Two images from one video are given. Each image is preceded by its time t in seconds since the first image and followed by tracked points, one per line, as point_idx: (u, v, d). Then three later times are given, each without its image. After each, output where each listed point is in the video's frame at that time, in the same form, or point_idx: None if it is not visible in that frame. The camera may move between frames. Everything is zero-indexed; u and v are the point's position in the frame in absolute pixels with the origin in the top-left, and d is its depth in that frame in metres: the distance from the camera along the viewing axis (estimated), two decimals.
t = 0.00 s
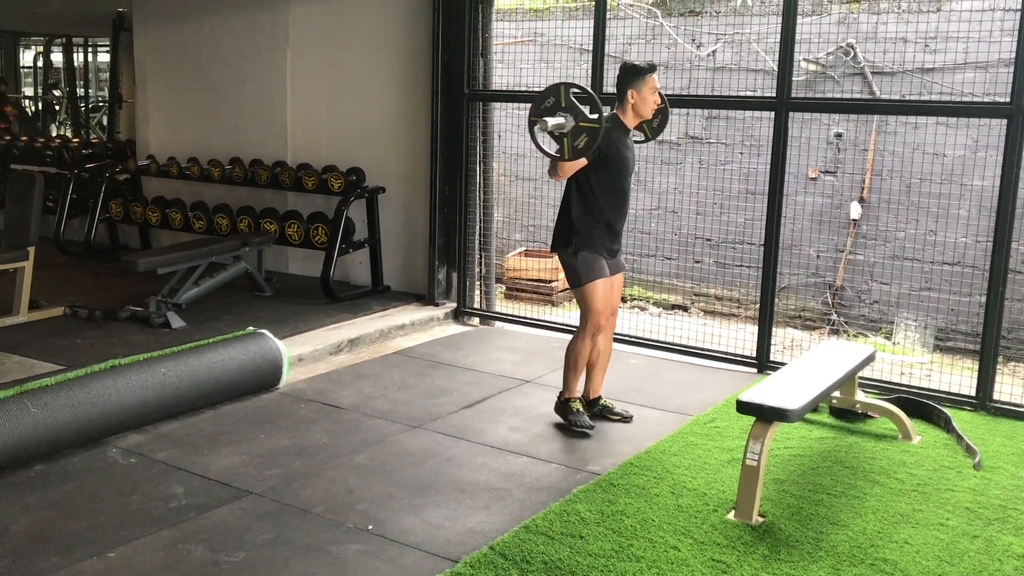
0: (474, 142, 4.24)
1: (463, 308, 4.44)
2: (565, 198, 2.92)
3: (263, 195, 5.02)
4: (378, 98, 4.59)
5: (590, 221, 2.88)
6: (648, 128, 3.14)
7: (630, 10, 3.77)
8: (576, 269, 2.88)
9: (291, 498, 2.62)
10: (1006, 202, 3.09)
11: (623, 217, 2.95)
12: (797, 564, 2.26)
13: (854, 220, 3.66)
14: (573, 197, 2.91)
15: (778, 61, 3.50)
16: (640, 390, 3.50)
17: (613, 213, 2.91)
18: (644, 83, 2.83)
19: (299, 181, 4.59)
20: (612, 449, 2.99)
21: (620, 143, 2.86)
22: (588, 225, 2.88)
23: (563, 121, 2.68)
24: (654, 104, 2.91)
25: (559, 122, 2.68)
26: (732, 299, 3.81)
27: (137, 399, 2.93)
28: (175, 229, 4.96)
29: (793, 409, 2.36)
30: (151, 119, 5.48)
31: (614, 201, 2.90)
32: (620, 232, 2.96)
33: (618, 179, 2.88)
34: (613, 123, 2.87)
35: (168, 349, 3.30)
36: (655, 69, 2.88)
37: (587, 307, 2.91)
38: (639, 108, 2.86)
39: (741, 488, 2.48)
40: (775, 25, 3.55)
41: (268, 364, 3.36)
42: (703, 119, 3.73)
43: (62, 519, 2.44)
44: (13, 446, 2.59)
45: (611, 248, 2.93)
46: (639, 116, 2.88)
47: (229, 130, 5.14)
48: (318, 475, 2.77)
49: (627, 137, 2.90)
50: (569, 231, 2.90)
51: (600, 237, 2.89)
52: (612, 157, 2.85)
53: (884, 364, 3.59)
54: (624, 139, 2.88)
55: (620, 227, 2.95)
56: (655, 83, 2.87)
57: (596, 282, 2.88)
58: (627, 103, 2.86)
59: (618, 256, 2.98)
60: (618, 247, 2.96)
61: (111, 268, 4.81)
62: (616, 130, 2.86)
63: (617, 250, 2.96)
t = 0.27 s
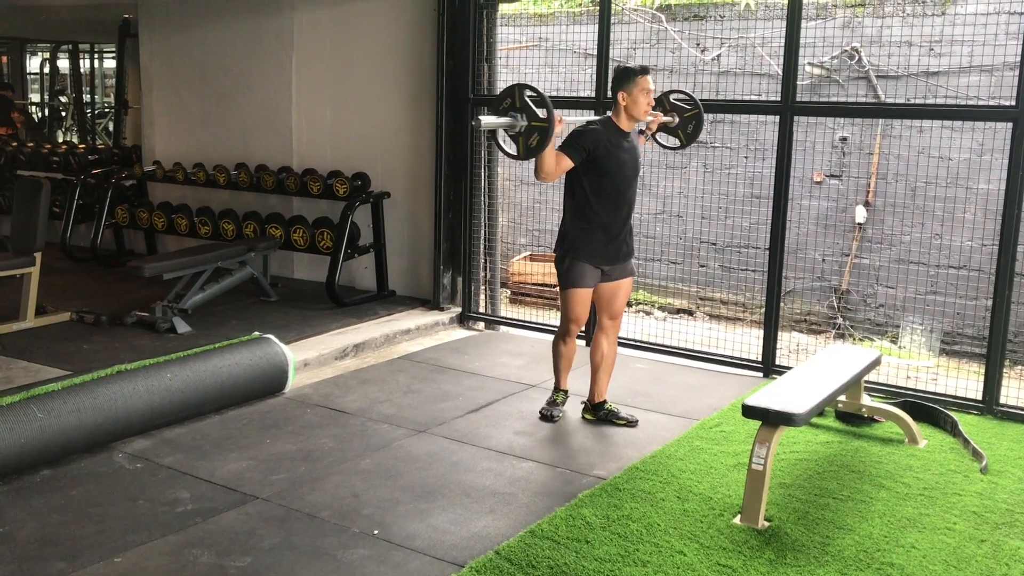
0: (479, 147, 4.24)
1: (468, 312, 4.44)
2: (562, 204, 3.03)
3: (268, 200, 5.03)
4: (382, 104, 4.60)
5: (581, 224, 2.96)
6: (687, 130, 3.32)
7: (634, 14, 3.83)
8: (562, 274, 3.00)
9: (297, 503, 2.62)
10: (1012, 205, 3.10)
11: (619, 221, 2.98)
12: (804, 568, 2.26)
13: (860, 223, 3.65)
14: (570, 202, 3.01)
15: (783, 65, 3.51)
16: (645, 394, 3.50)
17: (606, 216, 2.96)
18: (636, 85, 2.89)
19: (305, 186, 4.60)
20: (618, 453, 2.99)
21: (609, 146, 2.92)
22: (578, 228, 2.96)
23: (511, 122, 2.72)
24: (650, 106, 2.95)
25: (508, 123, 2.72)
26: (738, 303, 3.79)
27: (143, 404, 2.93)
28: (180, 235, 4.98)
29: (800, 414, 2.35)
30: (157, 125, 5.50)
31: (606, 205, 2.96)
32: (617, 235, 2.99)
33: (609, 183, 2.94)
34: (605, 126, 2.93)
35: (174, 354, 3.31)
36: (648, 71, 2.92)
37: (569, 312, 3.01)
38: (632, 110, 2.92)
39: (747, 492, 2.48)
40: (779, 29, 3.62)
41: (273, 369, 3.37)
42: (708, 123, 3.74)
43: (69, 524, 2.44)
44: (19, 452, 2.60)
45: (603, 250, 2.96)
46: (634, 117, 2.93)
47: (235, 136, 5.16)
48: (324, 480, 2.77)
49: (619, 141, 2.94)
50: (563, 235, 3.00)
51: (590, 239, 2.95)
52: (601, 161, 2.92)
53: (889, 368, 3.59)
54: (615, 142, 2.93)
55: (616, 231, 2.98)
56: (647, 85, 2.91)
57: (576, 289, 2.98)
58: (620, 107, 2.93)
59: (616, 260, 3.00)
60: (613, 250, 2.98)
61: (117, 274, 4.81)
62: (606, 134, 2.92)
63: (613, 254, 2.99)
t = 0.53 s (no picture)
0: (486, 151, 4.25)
1: (475, 316, 4.45)
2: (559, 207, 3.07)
3: (275, 204, 5.05)
4: (389, 108, 4.61)
5: (572, 227, 3.00)
6: (721, 133, 3.29)
7: (641, 18, 3.81)
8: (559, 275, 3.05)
9: (305, 506, 2.62)
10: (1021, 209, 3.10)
11: (610, 224, 2.98)
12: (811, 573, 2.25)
13: (867, 228, 3.63)
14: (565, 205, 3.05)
15: (790, 69, 3.51)
16: (652, 399, 3.50)
17: (597, 219, 2.98)
18: (622, 89, 2.89)
19: (312, 190, 4.61)
20: (625, 457, 2.99)
21: (596, 149, 2.93)
22: (569, 230, 3.00)
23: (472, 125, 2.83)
24: (640, 109, 2.91)
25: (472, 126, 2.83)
26: (745, 307, 3.80)
27: (151, 407, 2.94)
28: (188, 238, 5.00)
29: (808, 417, 2.35)
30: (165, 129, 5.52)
31: (597, 207, 2.97)
32: (609, 239, 2.99)
33: (598, 186, 2.95)
34: (593, 129, 2.95)
35: (182, 357, 3.32)
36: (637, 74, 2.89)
37: (565, 312, 3.06)
38: (618, 114, 2.91)
39: (755, 497, 2.47)
40: (786, 33, 3.58)
41: (281, 372, 3.38)
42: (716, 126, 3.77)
43: (77, 527, 2.45)
44: (28, 454, 2.61)
45: (591, 253, 2.98)
46: (623, 121, 2.92)
47: (243, 140, 5.18)
48: (331, 483, 2.78)
49: (608, 144, 2.94)
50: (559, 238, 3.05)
51: (578, 242, 2.98)
52: (589, 164, 2.93)
53: (897, 373, 3.58)
54: (602, 144, 2.94)
55: (606, 233, 2.98)
56: (636, 89, 2.89)
57: (570, 289, 3.02)
58: (610, 110, 2.94)
59: (607, 263, 3.00)
60: (604, 253, 2.99)
61: (125, 277, 4.83)
62: (594, 137, 2.93)
63: (605, 257, 2.99)
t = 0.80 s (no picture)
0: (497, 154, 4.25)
1: (485, 319, 4.45)
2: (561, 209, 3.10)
3: (286, 206, 5.06)
4: (400, 111, 4.62)
5: (569, 228, 3.03)
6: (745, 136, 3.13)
7: (653, 21, 3.83)
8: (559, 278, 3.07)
9: (315, 508, 2.62)
10: None
11: (606, 226, 2.99)
12: None
13: (878, 231, 3.62)
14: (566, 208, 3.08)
15: (801, 72, 3.50)
16: (662, 403, 3.49)
17: (593, 221, 3.00)
18: (612, 97, 2.89)
19: (323, 193, 4.62)
20: (635, 461, 2.98)
21: (590, 153, 2.94)
22: (567, 230, 3.04)
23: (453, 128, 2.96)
24: (631, 116, 2.90)
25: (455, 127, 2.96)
26: (756, 311, 3.80)
27: (162, 408, 2.95)
28: (199, 240, 5.01)
29: (819, 421, 2.34)
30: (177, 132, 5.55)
31: (593, 210, 2.99)
32: (605, 240, 2.99)
33: (594, 188, 2.96)
34: (589, 133, 2.96)
35: (193, 359, 3.33)
36: (627, 81, 2.87)
37: (566, 313, 3.07)
38: (610, 121, 2.91)
39: (766, 501, 2.46)
40: (797, 37, 3.56)
41: (292, 374, 3.39)
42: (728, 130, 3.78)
43: (89, 527, 2.46)
44: (40, 455, 2.62)
45: (585, 254, 3.00)
46: (616, 129, 2.93)
47: (254, 143, 5.19)
48: (341, 485, 2.78)
49: (603, 147, 2.95)
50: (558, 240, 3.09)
51: (574, 243, 3.01)
52: (584, 167, 2.96)
53: (908, 377, 3.57)
54: (596, 148, 2.95)
55: (602, 235, 2.99)
56: (627, 96, 2.87)
57: (569, 288, 3.04)
58: (605, 117, 2.95)
59: (603, 265, 3.02)
60: (598, 254, 3.00)
61: (136, 279, 4.85)
62: (589, 141, 2.96)
63: (600, 259, 3.00)
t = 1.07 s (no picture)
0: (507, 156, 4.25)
1: (495, 320, 4.46)
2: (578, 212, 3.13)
3: (297, 208, 5.08)
4: (411, 112, 4.63)
5: (580, 228, 3.05)
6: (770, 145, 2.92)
7: (664, 23, 3.83)
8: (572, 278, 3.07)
9: (326, 509, 2.63)
10: None
11: (616, 227, 2.99)
12: None
13: (891, 233, 3.64)
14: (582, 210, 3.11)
15: (813, 73, 3.49)
16: (673, 405, 3.49)
17: (603, 222, 3.01)
18: (612, 99, 2.89)
19: (334, 194, 4.63)
20: (646, 463, 2.98)
21: (598, 154, 2.96)
22: (578, 230, 3.06)
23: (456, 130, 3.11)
24: (631, 118, 2.88)
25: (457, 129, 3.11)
26: (768, 313, 3.79)
27: (174, 408, 2.96)
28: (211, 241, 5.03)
29: (831, 425, 2.33)
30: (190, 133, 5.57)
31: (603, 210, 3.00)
32: (613, 241, 2.99)
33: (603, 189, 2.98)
34: (599, 135, 2.99)
35: (204, 359, 3.34)
36: (626, 83, 2.85)
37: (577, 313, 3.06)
38: (615, 123, 2.91)
39: (777, 503, 2.46)
40: (810, 39, 3.54)
41: (303, 375, 3.40)
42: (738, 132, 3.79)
43: (100, 527, 2.47)
44: (52, 455, 2.63)
45: (593, 254, 3.01)
46: (621, 130, 2.92)
47: (266, 144, 5.21)
48: (352, 486, 2.78)
49: (612, 149, 2.97)
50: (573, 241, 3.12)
51: (584, 242, 3.03)
52: (592, 167, 2.98)
53: (920, 380, 3.55)
54: (605, 149, 2.97)
55: (611, 236, 2.99)
56: (629, 97, 2.85)
57: (579, 287, 3.04)
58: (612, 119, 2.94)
59: (612, 266, 3.01)
60: (607, 255, 3.00)
61: (149, 280, 4.87)
62: (598, 143, 2.98)
63: (608, 260, 3.00)
